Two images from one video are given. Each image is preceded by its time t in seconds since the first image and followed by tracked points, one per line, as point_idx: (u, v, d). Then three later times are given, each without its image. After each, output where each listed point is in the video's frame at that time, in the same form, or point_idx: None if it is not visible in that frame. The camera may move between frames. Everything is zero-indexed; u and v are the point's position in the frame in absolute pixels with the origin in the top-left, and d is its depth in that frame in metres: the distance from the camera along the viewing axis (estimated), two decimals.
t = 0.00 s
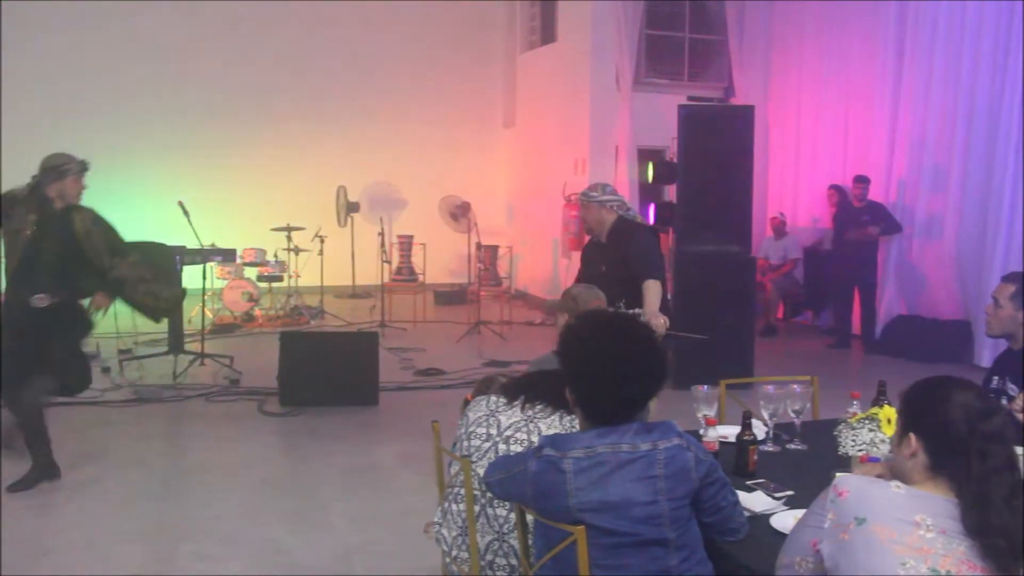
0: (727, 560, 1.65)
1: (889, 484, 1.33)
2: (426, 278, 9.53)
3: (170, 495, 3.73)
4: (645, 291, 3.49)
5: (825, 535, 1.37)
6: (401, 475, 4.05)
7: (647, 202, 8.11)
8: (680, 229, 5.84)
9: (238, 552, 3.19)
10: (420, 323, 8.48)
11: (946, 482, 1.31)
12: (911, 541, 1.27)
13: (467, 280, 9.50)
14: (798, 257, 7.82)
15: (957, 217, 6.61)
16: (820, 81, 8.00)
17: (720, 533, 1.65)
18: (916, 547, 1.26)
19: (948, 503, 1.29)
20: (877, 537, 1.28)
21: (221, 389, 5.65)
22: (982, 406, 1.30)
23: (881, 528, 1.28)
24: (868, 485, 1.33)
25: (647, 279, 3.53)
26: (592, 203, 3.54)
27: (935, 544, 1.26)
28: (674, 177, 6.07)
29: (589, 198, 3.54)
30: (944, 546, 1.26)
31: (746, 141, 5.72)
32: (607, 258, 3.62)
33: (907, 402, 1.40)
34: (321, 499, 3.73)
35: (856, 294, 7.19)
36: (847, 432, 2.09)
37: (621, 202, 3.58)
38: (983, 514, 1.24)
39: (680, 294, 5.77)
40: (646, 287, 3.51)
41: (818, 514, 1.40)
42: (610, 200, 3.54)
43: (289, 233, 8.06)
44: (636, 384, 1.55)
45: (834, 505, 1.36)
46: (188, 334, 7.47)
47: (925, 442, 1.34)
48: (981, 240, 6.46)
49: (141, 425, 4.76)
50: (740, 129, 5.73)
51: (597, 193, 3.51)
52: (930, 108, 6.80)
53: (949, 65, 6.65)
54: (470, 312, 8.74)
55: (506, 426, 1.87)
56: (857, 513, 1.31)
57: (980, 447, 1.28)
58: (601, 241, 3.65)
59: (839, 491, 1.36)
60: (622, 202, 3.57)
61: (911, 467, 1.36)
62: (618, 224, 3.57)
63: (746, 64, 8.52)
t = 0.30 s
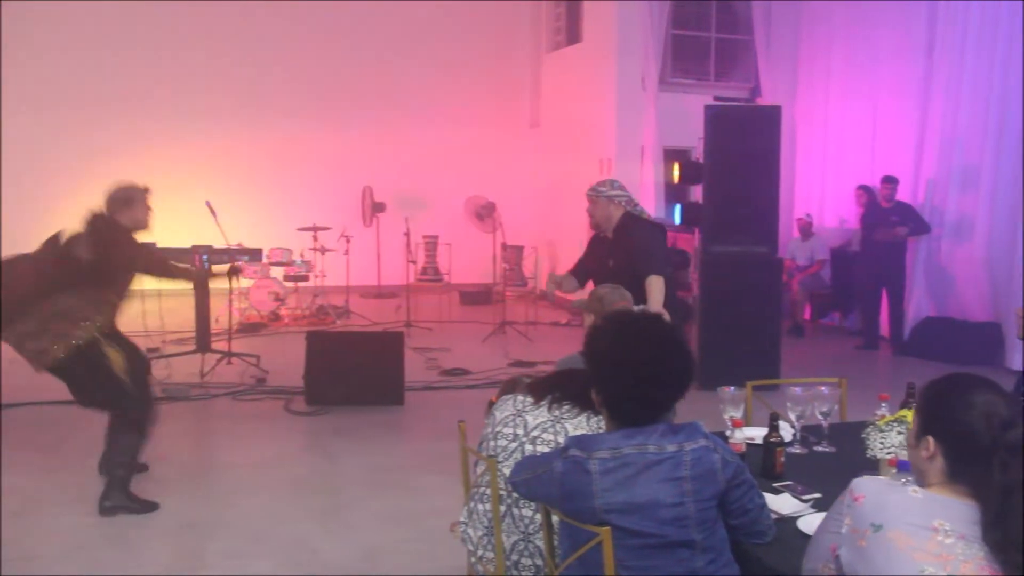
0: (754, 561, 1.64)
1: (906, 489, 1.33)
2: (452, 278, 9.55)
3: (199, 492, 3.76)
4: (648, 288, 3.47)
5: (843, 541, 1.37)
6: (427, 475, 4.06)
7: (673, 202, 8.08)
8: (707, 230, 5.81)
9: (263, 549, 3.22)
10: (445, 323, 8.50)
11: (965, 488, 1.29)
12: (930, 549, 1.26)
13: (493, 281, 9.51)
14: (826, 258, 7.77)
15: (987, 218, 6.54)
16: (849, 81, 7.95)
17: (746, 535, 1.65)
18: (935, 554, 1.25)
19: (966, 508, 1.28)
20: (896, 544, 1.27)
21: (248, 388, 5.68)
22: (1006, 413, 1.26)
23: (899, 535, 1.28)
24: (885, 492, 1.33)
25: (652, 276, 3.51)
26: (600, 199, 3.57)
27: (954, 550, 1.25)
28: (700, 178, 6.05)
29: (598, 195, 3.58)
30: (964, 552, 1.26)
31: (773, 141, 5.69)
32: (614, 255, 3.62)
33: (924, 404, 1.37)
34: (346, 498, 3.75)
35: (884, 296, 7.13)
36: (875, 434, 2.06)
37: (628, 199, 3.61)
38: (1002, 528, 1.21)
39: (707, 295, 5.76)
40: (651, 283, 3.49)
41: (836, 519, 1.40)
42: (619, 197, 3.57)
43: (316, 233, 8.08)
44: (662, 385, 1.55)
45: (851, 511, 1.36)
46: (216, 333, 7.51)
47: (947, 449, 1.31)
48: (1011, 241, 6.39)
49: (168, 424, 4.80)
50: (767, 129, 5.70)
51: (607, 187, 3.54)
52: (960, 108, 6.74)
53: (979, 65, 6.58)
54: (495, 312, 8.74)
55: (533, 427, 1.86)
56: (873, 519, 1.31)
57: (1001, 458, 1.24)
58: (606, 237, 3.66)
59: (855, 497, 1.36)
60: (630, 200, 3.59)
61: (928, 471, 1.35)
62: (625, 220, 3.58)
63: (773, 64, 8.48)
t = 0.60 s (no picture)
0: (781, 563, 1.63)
1: (929, 491, 1.33)
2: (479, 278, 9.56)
3: (226, 491, 3.79)
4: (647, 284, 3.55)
5: (867, 545, 1.37)
6: (454, 475, 4.07)
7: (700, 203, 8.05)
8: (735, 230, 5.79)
9: (291, 548, 3.23)
10: (472, 323, 8.51)
11: (987, 490, 1.29)
12: (955, 554, 1.26)
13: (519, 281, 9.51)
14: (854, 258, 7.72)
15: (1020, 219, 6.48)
16: (879, 80, 7.89)
17: (774, 537, 1.64)
18: (960, 559, 1.26)
19: (989, 511, 1.28)
20: (920, 550, 1.28)
21: (275, 387, 5.71)
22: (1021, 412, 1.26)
23: (923, 541, 1.28)
24: (908, 495, 1.32)
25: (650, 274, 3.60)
26: (602, 203, 3.71)
27: (980, 555, 1.26)
28: (727, 178, 6.02)
29: (599, 199, 3.72)
30: (989, 556, 1.26)
31: (802, 140, 5.66)
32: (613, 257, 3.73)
33: (939, 404, 1.36)
34: (373, 496, 3.77)
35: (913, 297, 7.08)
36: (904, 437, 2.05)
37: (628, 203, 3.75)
38: None
39: (735, 296, 5.74)
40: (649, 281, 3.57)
41: (859, 522, 1.40)
42: (618, 201, 3.71)
43: (343, 233, 8.11)
44: (690, 386, 1.55)
45: (874, 514, 1.36)
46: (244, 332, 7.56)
47: (964, 453, 1.30)
48: None
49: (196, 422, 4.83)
50: (796, 128, 5.66)
51: (607, 192, 3.69)
52: (993, 108, 6.68)
53: (1013, 64, 6.52)
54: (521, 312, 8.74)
55: (561, 428, 1.86)
56: (897, 525, 1.31)
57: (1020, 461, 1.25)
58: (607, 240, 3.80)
59: (878, 500, 1.35)
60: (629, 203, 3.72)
61: (947, 470, 1.34)
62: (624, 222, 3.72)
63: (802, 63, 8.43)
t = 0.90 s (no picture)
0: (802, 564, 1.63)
1: (949, 493, 1.32)
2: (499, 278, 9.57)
3: (247, 490, 3.81)
4: (646, 263, 3.59)
5: (886, 548, 1.36)
6: (474, 474, 4.08)
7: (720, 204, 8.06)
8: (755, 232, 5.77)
9: (312, 547, 3.24)
10: (492, 324, 8.52)
11: (1005, 492, 1.28)
12: (975, 556, 1.26)
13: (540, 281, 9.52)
14: (876, 259, 7.69)
15: None
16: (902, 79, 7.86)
17: (795, 539, 1.64)
18: (981, 561, 1.25)
19: (1008, 513, 1.27)
20: (939, 552, 1.27)
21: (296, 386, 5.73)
22: None
23: (942, 544, 1.27)
24: (927, 497, 1.32)
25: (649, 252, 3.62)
26: (598, 190, 3.77)
27: (1000, 557, 1.25)
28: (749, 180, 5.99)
29: (595, 186, 3.78)
30: (1009, 559, 1.25)
31: (824, 142, 5.64)
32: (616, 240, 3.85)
33: (956, 405, 1.35)
34: (394, 496, 3.78)
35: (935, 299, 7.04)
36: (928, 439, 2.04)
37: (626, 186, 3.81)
38: None
39: (756, 296, 5.73)
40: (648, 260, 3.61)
41: (877, 526, 1.39)
42: (615, 186, 3.77)
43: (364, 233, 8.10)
44: (711, 388, 1.55)
45: (893, 517, 1.35)
46: (265, 332, 7.59)
47: (983, 452, 1.30)
48: None
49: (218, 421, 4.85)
50: (818, 130, 5.65)
51: (601, 179, 3.75)
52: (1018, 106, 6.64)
53: None
54: (542, 312, 8.74)
55: (582, 428, 1.86)
56: (917, 527, 1.31)
57: None
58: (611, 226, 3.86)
59: (898, 503, 1.35)
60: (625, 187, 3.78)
61: (964, 470, 1.33)
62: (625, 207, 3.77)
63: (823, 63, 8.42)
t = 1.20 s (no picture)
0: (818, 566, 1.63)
1: (967, 495, 1.31)
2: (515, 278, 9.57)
3: (262, 489, 3.82)
4: (640, 275, 3.56)
5: (903, 551, 1.36)
6: (489, 474, 4.09)
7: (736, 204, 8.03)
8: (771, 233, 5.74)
9: (327, 547, 3.25)
10: (507, 324, 8.53)
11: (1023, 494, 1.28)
12: (995, 559, 1.25)
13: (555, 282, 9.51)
14: (893, 260, 7.66)
15: None
16: (919, 78, 7.81)
17: (811, 541, 1.63)
18: (1001, 564, 1.25)
19: None
20: (958, 555, 1.27)
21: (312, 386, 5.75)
22: None
23: (961, 547, 1.27)
24: (945, 499, 1.31)
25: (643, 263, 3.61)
26: (590, 196, 3.69)
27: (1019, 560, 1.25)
28: (765, 180, 5.97)
29: (587, 191, 3.70)
30: None
31: (840, 142, 5.62)
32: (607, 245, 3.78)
33: (972, 408, 1.35)
34: (409, 496, 3.79)
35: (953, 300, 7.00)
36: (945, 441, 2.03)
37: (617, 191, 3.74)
38: None
39: (772, 297, 5.70)
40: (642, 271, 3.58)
41: (894, 527, 1.39)
42: (605, 191, 3.70)
43: (379, 233, 8.10)
44: (727, 390, 1.55)
45: (910, 520, 1.35)
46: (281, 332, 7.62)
47: (999, 453, 1.30)
48: None
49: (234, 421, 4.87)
50: (834, 130, 5.63)
51: (594, 184, 3.67)
52: None
53: None
54: (557, 313, 8.73)
55: (599, 429, 1.86)
56: (935, 530, 1.30)
57: None
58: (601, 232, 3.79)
59: (915, 505, 1.34)
60: (617, 192, 3.72)
61: (981, 473, 1.33)
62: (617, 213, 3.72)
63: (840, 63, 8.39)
